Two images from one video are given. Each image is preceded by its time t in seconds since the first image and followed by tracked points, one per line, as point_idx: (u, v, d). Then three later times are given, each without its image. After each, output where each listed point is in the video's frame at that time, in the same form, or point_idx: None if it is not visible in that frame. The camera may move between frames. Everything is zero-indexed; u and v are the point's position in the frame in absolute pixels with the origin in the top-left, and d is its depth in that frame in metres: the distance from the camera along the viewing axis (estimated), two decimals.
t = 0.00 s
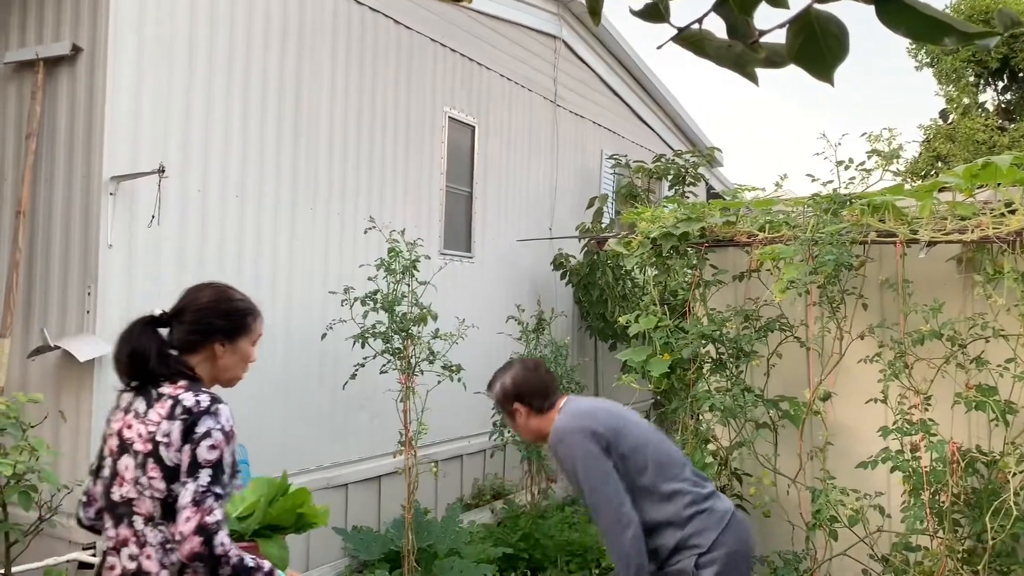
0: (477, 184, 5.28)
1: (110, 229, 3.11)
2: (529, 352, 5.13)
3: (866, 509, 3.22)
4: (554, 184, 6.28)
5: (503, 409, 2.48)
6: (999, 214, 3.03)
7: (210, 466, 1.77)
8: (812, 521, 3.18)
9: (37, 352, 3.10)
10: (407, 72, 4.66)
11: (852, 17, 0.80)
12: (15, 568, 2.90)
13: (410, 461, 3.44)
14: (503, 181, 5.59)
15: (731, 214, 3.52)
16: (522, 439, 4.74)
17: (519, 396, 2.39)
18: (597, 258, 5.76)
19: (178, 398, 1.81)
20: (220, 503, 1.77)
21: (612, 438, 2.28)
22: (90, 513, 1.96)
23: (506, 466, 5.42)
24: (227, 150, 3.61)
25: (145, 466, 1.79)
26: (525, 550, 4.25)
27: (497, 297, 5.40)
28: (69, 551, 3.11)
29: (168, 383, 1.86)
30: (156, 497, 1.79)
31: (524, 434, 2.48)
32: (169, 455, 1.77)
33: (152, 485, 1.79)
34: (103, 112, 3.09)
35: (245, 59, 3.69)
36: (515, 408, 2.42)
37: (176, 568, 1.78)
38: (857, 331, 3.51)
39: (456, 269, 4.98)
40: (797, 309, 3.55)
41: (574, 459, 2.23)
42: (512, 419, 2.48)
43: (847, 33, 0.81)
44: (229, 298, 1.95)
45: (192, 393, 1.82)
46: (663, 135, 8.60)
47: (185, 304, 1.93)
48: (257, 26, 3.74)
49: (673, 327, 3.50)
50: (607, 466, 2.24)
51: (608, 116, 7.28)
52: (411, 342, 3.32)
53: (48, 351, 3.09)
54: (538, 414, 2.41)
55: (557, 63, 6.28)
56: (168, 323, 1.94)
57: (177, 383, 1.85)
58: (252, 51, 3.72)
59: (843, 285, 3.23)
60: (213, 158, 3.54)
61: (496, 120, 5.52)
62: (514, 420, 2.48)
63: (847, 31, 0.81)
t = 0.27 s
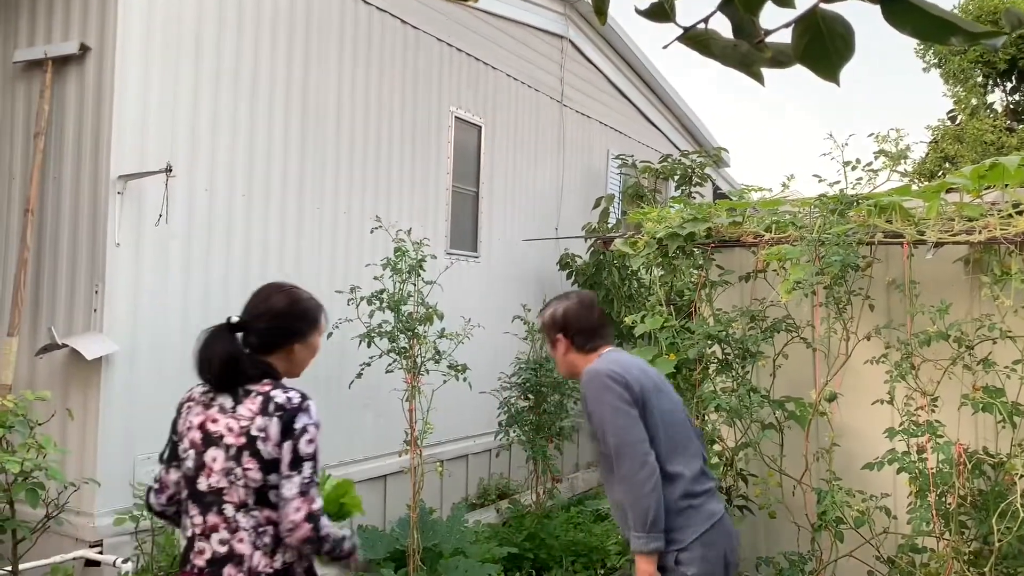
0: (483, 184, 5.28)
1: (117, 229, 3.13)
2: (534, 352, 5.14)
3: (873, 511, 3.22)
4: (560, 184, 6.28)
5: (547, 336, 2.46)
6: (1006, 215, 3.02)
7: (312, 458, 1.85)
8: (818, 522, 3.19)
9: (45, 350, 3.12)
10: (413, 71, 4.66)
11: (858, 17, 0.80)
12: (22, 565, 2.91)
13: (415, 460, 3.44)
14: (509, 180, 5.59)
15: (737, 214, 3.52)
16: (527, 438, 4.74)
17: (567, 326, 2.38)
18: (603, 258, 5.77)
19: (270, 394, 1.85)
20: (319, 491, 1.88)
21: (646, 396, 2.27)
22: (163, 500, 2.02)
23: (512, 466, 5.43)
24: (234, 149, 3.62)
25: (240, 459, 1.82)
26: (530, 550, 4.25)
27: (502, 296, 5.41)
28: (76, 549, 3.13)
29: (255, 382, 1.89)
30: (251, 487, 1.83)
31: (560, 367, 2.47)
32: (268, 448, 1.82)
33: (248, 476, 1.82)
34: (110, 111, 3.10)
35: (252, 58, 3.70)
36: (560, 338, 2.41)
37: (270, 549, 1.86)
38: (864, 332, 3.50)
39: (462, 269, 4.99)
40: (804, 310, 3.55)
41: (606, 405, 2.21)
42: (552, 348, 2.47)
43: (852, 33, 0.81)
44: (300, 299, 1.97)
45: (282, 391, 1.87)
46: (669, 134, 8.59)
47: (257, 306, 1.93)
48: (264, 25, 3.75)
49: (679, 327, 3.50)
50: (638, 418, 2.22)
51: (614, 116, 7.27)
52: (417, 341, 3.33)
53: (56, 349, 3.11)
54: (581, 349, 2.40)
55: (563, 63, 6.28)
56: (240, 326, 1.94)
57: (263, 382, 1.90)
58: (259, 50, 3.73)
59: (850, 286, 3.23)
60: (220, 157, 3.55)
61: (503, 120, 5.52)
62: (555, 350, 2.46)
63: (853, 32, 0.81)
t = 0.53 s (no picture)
0: (485, 184, 5.29)
1: (119, 229, 3.13)
2: (535, 352, 5.14)
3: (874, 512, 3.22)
4: (562, 184, 6.29)
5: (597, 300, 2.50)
6: (1008, 215, 3.03)
7: (353, 449, 2.08)
8: (819, 523, 3.19)
9: (46, 349, 3.12)
10: (415, 71, 4.66)
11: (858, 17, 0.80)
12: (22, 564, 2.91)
13: (417, 460, 3.44)
14: (511, 180, 5.60)
15: (738, 215, 3.52)
16: (529, 439, 4.74)
17: (612, 293, 2.41)
18: (605, 259, 5.78)
19: (311, 388, 2.07)
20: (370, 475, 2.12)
21: (673, 393, 2.27)
22: (204, 488, 2.25)
23: (513, 466, 5.43)
24: (236, 148, 3.62)
25: (283, 447, 2.04)
26: (531, 551, 4.27)
27: (504, 296, 5.41)
28: (76, 548, 3.13)
29: (294, 374, 2.11)
30: (292, 474, 2.05)
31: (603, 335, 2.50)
32: (310, 438, 2.04)
33: (289, 462, 2.04)
34: (112, 110, 3.10)
35: (254, 57, 3.70)
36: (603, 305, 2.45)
37: (307, 536, 2.07)
38: (865, 333, 3.50)
39: (463, 269, 4.99)
40: (805, 311, 3.56)
41: (635, 390, 2.20)
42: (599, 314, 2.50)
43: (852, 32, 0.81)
44: (330, 294, 2.19)
45: (322, 383, 2.09)
46: (671, 135, 8.58)
47: (291, 304, 2.15)
48: (266, 24, 3.75)
49: (680, 328, 3.50)
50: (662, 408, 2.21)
51: (616, 116, 7.27)
52: (418, 341, 3.33)
53: (57, 348, 3.11)
54: (621, 323, 2.41)
55: (565, 64, 6.28)
56: (278, 323, 2.15)
57: (303, 373, 2.12)
58: (261, 49, 3.73)
59: (851, 287, 3.23)
60: (222, 156, 3.56)
61: (505, 120, 5.52)
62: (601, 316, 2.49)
63: (853, 32, 0.81)
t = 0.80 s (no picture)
0: (483, 184, 5.29)
1: (116, 229, 3.13)
2: (533, 352, 5.14)
3: (871, 512, 3.23)
4: (560, 184, 6.29)
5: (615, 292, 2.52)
6: (1005, 216, 3.03)
7: (357, 447, 2.05)
8: (817, 523, 3.19)
9: (43, 349, 3.11)
10: (414, 71, 4.66)
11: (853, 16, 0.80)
12: (18, 564, 2.89)
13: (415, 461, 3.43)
14: (509, 180, 5.60)
15: (736, 216, 3.54)
16: (527, 439, 4.74)
17: (626, 287, 2.42)
18: (604, 259, 5.80)
19: (318, 386, 2.07)
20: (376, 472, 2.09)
21: (680, 400, 2.26)
22: (230, 483, 2.29)
23: (511, 467, 5.43)
24: (234, 148, 3.62)
25: (292, 445, 2.06)
26: (529, 551, 4.27)
27: (502, 297, 5.42)
28: (72, 548, 3.12)
29: (303, 374, 2.12)
30: (303, 471, 2.07)
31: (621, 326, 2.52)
32: (316, 435, 2.04)
33: (299, 460, 2.06)
34: (109, 109, 3.09)
35: (252, 57, 3.70)
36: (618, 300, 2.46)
37: (319, 530, 2.08)
38: (863, 334, 3.51)
39: (461, 269, 4.99)
40: (803, 311, 3.57)
41: (644, 392, 2.19)
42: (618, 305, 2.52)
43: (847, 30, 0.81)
44: (330, 295, 2.22)
45: (328, 382, 2.08)
46: (670, 135, 8.58)
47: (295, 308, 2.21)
48: (264, 24, 3.75)
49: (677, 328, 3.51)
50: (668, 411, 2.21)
51: (614, 117, 7.27)
52: (416, 341, 3.33)
53: (53, 348, 3.10)
54: (634, 318, 2.43)
55: (563, 64, 6.28)
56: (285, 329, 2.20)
57: (312, 373, 2.12)
58: (259, 48, 3.73)
59: (848, 287, 3.23)
60: (220, 156, 3.56)
61: (503, 120, 5.52)
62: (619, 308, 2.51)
63: (848, 32, 0.81)
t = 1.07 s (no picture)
0: (479, 185, 5.29)
1: (110, 231, 3.12)
2: (529, 353, 5.14)
3: (866, 513, 3.24)
4: (556, 185, 6.29)
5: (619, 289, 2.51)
6: (1000, 217, 3.04)
7: (338, 444, 2.03)
8: (812, 524, 3.19)
9: (37, 352, 3.10)
10: (409, 72, 4.66)
11: (846, 19, 0.80)
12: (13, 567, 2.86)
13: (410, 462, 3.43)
14: (505, 181, 5.60)
15: (731, 217, 3.54)
16: (523, 440, 4.73)
17: (628, 285, 2.42)
18: (600, 260, 5.81)
19: (308, 385, 2.09)
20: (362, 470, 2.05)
21: (675, 398, 2.27)
22: (254, 478, 2.37)
23: (507, 468, 5.44)
24: (229, 149, 3.62)
25: (287, 441, 2.11)
26: (525, 553, 4.28)
27: (499, 298, 5.42)
28: (67, 551, 3.11)
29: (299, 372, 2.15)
30: (298, 467, 2.11)
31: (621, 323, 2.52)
32: (304, 432, 2.06)
33: (293, 455, 2.11)
34: (103, 110, 3.09)
35: (247, 58, 3.69)
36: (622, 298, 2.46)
37: (314, 523, 2.12)
38: (858, 334, 3.52)
39: (457, 270, 4.99)
40: (798, 312, 3.57)
41: (639, 388, 2.20)
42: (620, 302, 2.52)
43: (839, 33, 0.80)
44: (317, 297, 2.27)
45: (318, 381, 2.09)
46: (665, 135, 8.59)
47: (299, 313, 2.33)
48: (259, 25, 3.75)
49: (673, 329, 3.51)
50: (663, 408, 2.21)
51: (610, 118, 7.28)
52: (411, 343, 3.32)
53: (48, 350, 3.09)
54: (636, 317, 2.42)
55: (559, 65, 6.29)
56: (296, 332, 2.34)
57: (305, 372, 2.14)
58: (254, 49, 3.73)
59: (844, 288, 3.24)
60: (215, 157, 3.55)
61: (499, 121, 5.52)
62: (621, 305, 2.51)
63: (841, 34, 0.80)
